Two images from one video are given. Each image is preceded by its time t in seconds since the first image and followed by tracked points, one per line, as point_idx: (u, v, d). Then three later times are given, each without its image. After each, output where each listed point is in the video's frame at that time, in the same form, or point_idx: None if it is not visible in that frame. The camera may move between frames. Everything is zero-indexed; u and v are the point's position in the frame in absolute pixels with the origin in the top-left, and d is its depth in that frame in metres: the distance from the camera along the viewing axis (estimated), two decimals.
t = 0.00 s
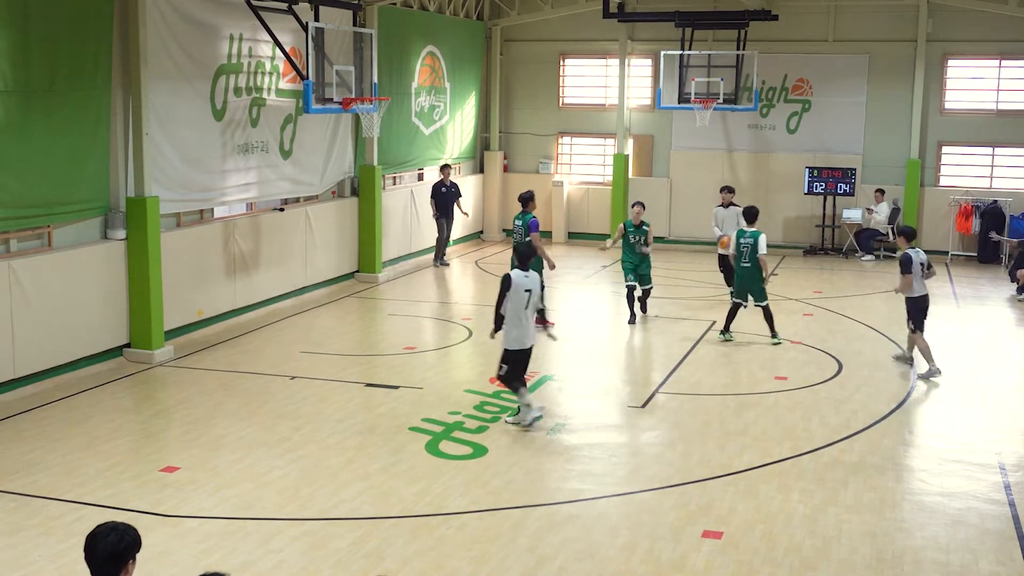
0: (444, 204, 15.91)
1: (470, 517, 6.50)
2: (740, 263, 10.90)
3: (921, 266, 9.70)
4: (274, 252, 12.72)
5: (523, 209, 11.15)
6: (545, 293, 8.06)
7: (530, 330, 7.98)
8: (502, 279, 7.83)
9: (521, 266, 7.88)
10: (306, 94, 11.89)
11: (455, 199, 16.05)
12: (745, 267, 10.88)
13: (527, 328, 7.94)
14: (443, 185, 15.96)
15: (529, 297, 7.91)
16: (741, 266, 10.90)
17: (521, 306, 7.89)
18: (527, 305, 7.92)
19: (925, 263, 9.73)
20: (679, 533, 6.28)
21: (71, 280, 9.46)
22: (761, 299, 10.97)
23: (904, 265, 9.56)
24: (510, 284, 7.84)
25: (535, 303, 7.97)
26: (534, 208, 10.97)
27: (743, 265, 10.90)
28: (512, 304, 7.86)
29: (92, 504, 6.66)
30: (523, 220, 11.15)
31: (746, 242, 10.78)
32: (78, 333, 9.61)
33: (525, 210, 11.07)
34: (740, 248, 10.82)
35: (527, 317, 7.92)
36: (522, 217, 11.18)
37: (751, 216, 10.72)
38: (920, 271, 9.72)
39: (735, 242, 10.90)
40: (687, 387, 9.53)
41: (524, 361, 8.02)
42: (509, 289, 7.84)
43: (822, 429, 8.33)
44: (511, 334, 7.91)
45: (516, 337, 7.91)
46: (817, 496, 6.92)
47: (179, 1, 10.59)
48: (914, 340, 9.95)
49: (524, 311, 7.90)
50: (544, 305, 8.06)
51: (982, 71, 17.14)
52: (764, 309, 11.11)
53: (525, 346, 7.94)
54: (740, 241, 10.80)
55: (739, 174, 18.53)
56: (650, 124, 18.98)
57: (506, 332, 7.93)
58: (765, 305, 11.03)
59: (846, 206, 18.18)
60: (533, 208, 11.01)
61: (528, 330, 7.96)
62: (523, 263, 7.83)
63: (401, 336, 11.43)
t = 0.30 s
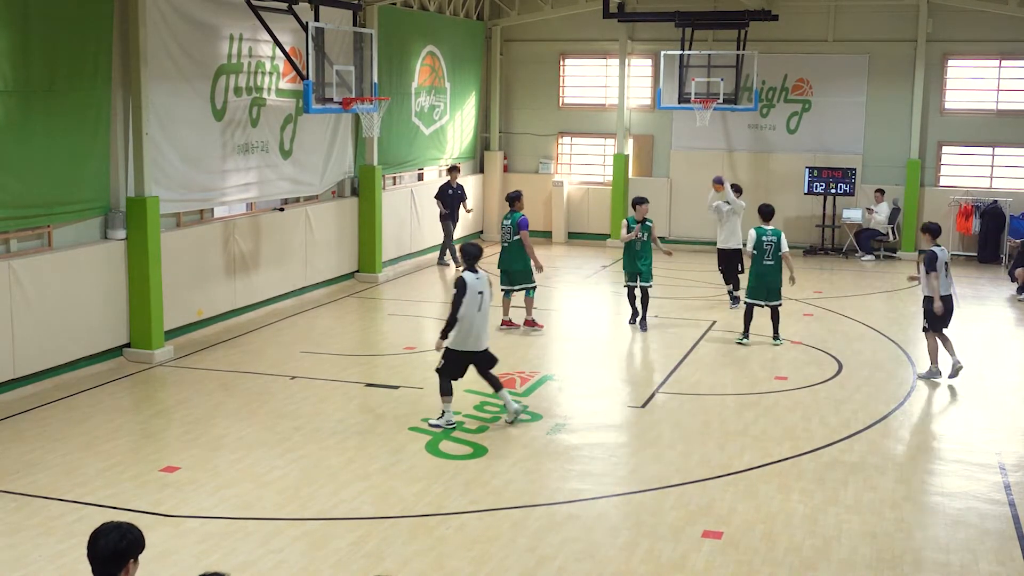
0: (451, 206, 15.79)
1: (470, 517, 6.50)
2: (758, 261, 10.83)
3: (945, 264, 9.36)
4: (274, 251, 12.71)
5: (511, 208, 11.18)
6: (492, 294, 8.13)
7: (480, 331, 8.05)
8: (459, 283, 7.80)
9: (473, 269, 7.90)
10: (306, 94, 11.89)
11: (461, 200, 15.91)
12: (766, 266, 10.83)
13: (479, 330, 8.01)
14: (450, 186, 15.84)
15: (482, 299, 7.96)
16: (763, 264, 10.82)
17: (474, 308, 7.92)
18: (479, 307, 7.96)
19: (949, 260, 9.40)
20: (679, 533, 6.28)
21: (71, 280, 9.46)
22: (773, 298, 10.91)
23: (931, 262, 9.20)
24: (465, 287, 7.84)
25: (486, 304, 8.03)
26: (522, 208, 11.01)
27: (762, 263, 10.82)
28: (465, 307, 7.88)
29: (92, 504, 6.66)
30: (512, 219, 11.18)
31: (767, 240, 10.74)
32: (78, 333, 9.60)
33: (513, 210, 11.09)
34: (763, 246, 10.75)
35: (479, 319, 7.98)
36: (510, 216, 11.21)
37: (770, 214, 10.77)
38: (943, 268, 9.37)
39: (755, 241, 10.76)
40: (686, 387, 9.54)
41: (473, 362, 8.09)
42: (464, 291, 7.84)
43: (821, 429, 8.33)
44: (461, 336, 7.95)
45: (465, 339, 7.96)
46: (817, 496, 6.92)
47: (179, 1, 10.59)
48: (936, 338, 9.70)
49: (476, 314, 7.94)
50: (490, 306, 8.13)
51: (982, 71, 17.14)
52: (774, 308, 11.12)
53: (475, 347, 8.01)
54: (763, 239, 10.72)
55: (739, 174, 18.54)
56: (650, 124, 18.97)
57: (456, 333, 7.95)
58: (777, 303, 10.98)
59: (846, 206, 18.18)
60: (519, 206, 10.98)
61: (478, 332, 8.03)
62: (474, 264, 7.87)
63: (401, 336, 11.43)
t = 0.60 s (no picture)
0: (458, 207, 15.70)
1: (470, 517, 6.50)
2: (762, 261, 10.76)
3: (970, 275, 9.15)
4: (274, 251, 12.72)
5: (504, 213, 11.12)
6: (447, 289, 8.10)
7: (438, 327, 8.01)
8: (415, 281, 7.75)
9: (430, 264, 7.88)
10: (306, 94, 11.89)
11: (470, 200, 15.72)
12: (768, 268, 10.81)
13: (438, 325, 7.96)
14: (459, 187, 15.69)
15: (439, 294, 7.92)
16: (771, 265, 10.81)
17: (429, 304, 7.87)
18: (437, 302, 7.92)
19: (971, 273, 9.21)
20: (679, 533, 6.28)
21: (71, 280, 9.46)
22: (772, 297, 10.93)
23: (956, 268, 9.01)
24: (424, 283, 7.79)
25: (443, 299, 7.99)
26: (516, 210, 10.98)
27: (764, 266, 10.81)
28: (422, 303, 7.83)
29: (92, 504, 6.66)
30: (506, 223, 11.08)
31: (774, 242, 10.71)
32: (78, 333, 9.60)
33: (506, 212, 11.06)
34: (770, 248, 10.71)
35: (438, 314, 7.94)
36: (503, 220, 11.12)
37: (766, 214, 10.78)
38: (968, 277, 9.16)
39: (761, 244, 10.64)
40: (686, 387, 9.54)
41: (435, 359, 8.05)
42: (422, 287, 7.79)
43: (821, 429, 8.33)
44: (422, 333, 7.91)
45: (427, 336, 7.93)
46: (817, 496, 6.92)
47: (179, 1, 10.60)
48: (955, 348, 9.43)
49: (435, 309, 7.90)
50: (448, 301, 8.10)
51: (982, 71, 17.14)
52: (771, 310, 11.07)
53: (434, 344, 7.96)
54: (771, 241, 10.67)
55: (739, 174, 18.54)
56: (650, 124, 18.98)
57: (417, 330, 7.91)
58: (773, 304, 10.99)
59: (846, 206, 18.18)
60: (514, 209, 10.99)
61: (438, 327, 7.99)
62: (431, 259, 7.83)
63: (401, 336, 11.43)
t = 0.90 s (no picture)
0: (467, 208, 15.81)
1: (470, 517, 6.50)
2: (760, 265, 10.67)
3: (977, 275, 9.00)
4: (274, 251, 12.71)
5: (500, 213, 11.08)
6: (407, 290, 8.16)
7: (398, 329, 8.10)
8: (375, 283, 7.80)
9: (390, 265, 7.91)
10: (306, 94, 11.90)
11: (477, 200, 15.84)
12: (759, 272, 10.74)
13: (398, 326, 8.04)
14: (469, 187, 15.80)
15: (398, 296, 7.99)
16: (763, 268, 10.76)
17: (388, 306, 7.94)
18: (395, 304, 8.00)
19: (981, 272, 9.05)
20: (678, 533, 6.28)
21: (71, 280, 9.46)
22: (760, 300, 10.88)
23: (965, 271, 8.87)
24: (384, 284, 7.85)
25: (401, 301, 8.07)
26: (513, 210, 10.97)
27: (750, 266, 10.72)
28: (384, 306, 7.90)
29: (92, 504, 6.66)
30: (503, 223, 11.07)
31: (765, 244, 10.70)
32: (78, 333, 9.61)
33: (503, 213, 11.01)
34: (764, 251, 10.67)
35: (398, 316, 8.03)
36: (500, 220, 11.09)
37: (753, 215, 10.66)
38: (976, 280, 9.00)
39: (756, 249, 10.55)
40: (686, 387, 9.54)
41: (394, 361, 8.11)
42: (381, 290, 7.85)
43: (821, 429, 8.33)
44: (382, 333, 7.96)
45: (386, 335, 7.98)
46: (817, 496, 6.92)
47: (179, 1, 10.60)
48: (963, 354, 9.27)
49: (393, 312, 7.97)
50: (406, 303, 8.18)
51: (982, 71, 17.14)
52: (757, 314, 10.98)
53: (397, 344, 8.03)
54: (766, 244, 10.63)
55: (739, 174, 18.54)
56: (650, 124, 18.98)
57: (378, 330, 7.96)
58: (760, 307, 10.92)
59: (846, 206, 18.18)
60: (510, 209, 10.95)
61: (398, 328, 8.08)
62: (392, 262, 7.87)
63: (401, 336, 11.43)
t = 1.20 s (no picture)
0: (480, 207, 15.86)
1: (470, 517, 6.51)
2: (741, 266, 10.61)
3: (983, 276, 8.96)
4: (274, 251, 12.71)
5: (498, 214, 11.06)
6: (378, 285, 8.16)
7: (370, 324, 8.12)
8: (338, 279, 7.82)
9: (352, 261, 7.95)
10: (306, 94, 11.91)
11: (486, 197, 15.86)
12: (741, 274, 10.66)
13: (368, 321, 8.07)
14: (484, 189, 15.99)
15: (366, 292, 8.00)
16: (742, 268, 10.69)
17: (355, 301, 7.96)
18: (362, 299, 8.01)
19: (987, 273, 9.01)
20: (679, 533, 6.28)
21: (71, 280, 9.46)
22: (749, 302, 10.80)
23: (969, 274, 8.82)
24: (347, 281, 7.88)
25: (370, 297, 8.07)
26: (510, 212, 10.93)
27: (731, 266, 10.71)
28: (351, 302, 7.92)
29: (92, 504, 6.66)
30: (500, 224, 11.03)
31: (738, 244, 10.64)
32: (78, 333, 9.61)
33: (500, 214, 10.98)
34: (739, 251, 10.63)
35: (368, 311, 8.05)
36: (497, 221, 11.05)
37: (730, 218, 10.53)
38: (981, 282, 8.97)
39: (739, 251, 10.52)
40: (686, 387, 9.54)
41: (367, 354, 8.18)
42: (346, 285, 7.87)
43: (821, 429, 8.33)
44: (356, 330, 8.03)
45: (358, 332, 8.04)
46: (817, 496, 6.92)
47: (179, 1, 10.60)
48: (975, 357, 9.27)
49: (361, 307, 7.99)
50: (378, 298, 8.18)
51: (982, 71, 17.14)
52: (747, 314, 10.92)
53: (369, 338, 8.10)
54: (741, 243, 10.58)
55: (739, 174, 18.54)
56: (650, 124, 18.98)
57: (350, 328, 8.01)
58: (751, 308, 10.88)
59: (846, 206, 18.18)
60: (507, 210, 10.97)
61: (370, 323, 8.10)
62: (354, 257, 7.93)
63: (401, 336, 11.43)
